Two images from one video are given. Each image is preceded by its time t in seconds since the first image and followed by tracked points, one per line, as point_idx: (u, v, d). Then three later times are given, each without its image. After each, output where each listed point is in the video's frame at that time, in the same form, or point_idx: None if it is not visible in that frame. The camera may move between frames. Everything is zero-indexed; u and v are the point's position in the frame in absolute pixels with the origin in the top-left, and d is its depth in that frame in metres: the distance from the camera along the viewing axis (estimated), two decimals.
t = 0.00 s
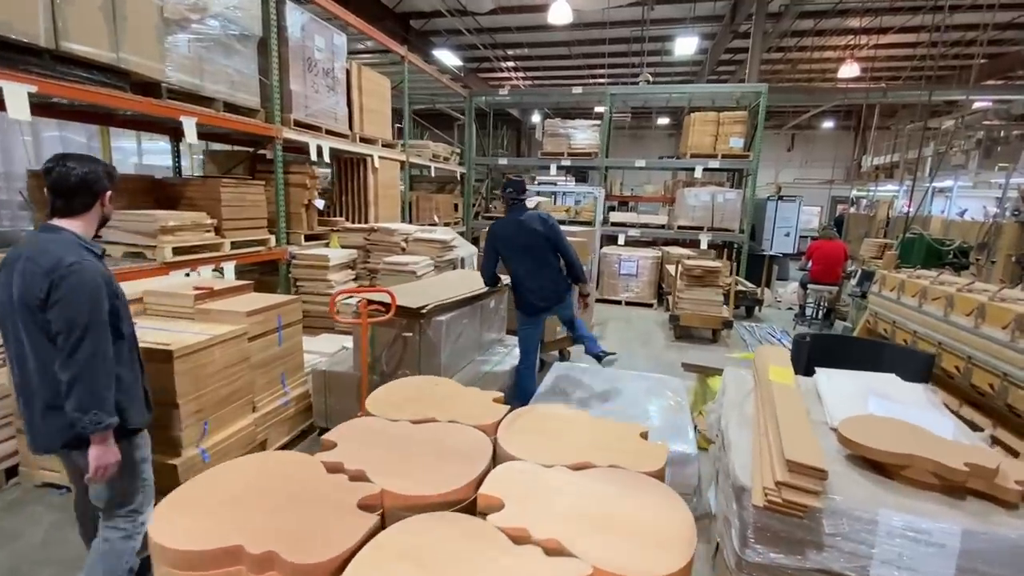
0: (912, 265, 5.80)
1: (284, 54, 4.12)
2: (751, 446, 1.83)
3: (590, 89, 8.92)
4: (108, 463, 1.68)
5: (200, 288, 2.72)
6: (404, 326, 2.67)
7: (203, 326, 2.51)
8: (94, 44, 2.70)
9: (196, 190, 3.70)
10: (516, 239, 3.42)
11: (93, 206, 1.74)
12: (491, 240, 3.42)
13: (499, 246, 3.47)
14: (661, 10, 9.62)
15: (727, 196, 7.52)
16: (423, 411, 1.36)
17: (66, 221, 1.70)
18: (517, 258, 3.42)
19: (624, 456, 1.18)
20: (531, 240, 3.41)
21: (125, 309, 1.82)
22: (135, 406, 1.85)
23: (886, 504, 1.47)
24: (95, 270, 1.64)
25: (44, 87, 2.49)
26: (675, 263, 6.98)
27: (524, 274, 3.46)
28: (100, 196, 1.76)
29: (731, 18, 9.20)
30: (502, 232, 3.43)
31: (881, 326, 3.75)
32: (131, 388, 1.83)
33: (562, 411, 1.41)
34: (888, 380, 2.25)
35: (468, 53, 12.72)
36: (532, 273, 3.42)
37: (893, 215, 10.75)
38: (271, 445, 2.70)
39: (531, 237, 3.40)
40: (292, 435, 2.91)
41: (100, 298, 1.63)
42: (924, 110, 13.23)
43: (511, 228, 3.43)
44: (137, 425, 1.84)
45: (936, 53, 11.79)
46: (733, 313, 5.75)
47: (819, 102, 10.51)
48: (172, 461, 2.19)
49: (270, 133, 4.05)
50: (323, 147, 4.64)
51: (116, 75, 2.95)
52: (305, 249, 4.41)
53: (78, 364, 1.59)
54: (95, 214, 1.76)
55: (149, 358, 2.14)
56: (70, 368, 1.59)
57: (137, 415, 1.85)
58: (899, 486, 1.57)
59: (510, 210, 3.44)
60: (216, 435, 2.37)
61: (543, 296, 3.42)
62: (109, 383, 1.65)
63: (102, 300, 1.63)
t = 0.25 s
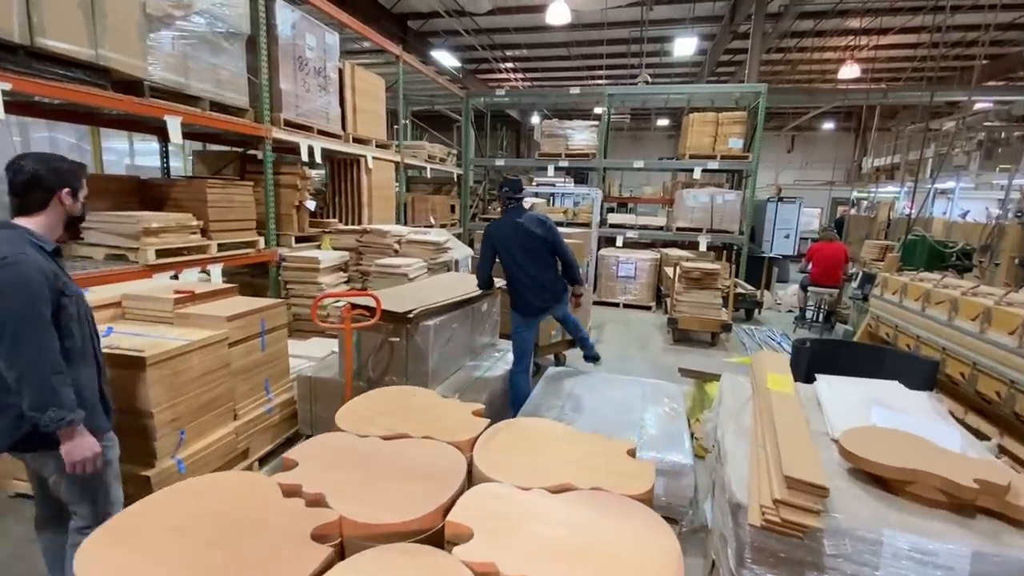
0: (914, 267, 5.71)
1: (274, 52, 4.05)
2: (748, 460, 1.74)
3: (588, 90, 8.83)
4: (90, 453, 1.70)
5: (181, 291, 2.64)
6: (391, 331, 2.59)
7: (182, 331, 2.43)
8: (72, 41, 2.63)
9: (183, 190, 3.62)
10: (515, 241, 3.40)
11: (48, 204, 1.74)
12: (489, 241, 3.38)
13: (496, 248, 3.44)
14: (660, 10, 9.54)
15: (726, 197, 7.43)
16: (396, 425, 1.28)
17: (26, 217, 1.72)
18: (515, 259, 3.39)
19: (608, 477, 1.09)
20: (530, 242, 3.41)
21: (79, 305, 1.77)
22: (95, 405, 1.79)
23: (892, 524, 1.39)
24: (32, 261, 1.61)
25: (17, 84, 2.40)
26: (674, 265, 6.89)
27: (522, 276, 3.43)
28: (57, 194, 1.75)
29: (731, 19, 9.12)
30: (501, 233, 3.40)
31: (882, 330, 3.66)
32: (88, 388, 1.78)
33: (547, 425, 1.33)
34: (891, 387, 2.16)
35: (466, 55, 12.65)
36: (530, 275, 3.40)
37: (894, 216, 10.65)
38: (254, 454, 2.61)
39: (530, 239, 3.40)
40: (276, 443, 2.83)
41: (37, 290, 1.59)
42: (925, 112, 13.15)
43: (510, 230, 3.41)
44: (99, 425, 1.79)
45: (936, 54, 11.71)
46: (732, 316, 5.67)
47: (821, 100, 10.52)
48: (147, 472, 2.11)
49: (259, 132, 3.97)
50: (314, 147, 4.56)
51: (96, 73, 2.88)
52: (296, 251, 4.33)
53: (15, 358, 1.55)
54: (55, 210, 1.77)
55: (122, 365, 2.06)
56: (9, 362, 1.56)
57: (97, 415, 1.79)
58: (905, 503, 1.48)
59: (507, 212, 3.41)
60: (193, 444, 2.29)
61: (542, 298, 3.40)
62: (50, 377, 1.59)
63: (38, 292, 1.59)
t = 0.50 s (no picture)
0: (918, 269, 5.62)
1: (265, 50, 3.97)
2: (749, 474, 1.65)
3: (587, 90, 8.75)
4: (54, 461, 1.66)
5: (165, 294, 2.56)
6: (381, 335, 2.50)
7: (164, 336, 2.35)
8: (53, 36, 2.56)
9: (171, 191, 3.54)
10: (520, 247, 3.33)
11: (12, 206, 1.75)
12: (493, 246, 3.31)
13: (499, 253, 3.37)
14: (660, 11, 9.47)
15: (727, 198, 7.35)
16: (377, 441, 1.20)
17: None
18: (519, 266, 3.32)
19: (601, 502, 1.02)
20: (535, 249, 3.33)
21: (44, 312, 1.73)
22: (58, 417, 1.73)
23: (904, 545, 1.30)
24: None
25: None
26: (674, 266, 6.81)
27: (524, 283, 3.36)
28: (21, 196, 1.75)
29: (731, 19, 9.05)
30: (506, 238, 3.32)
31: (887, 334, 3.57)
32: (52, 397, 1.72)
33: (539, 444, 1.26)
34: (900, 395, 2.07)
35: (465, 55, 12.58)
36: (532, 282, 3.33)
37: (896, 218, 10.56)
38: (239, 463, 2.53)
39: (536, 246, 3.32)
40: (263, 451, 2.75)
41: None
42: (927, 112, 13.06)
43: (517, 235, 3.33)
44: (61, 435, 1.73)
45: (938, 55, 11.62)
46: (733, 319, 5.58)
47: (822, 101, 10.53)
48: (124, 484, 2.02)
49: (249, 132, 3.89)
50: (307, 147, 4.49)
51: (79, 70, 2.81)
52: (288, 253, 4.25)
53: None
54: (21, 211, 1.77)
55: (99, 371, 1.98)
56: None
57: (59, 428, 1.73)
58: (918, 523, 1.39)
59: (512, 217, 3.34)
60: (174, 453, 2.21)
61: (543, 308, 3.34)
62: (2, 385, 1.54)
63: None
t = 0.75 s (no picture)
0: (925, 272, 5.53)
1: (257, 49, 3.89)
2: (753, 494, 1.56)
3: (587, 90, 8.66)
4: (2, 490, 1.61)
5: (147, 300, 2.48)
6: (369, 342, 2.41)
7: (144, 343, 2.26)
8: (31, 33, 2.47)
9: (159, 193, 3.46)
10: (537, 251, 3.45)
11: None
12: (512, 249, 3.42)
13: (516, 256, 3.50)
14: (661, 10, 9.37)
15: (728, 199, 7.25)
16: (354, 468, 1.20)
17: None
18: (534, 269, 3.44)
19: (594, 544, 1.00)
20: (552, 254, 3.45)
21: (6, 320, 1.64)
22: (20, 434, 1.64)
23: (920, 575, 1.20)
24: None
25: None
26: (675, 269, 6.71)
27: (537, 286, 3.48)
28: None
29: (733, 19, 8.95)
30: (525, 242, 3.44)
31: (894, 340, 3.47)
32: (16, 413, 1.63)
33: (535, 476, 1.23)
34: (912, 407, 1.98)
35: (466, 56, 12.50)
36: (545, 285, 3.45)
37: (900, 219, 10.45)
38: (223, 475, 2.44)
39: (553, 251, 3.44)
40: (249, 462, 2.66)
41: None
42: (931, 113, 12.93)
43: (539, 239, 3.45)
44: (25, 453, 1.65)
45: (942, 55, 11.51)
46: (735, 323, 5.48)
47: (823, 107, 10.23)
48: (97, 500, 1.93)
49: (240, 132, 3.81)
50: (301, 148, 4.40)
51: (60, 69, 2.72)
52: (281, 256, 4.17)
53: None
54: None
55: (71, 382, 1.89)
56: None
57: (23, 444, 1.64)
58: (934, 551, 1.29)
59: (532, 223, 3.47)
60: (153, 467, 2.12)
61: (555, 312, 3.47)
62: None
63: None
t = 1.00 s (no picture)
0: (931, 273, 5.47)
1: (248, 47, 3.81)
2: (753, 510, 1.48)
3: (586, 90, 8.58)
4: None
5: (128, 302, 2.40)
6: (356, 347, 2.34)
7: (122, 348, 2.18)
8: (9, 28, 2.39)
9: (146, 192, 3.39)
10: (552, 245, 3.57)
11: None
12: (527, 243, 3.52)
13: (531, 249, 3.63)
14: (661, 9, 9.28)
15: (729, 200, 7.16)
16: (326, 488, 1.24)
17: None
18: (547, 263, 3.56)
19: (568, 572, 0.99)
20: (565, 249, 3.59)
21: None
22: None
23: None
24: None
25: None
26: (675, 270, 6.62)
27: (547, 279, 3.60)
28: None
29: (734, 18, 8.86)
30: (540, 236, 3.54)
31: (899, 344, 3.38)
32: None
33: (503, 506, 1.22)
34: (920, 416, 1.90)
35: (466, 56, 12.42)
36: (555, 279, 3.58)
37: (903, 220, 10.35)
38: (205, 484, 2.37)
39: (568, 247, 3.59)
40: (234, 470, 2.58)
41: None
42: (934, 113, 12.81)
43: (556, 234, 3.58)
44: None
45: (945, 54, 11.40)
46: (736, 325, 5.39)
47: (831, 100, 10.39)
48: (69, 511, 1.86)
49: (231, 131, 3.74)
50: (294, 148, 4.33)
51: (41, 65, 2.65)
52: (273, 257, 4.10)
53: None
54: None
55: (41, 389, 1.82)
56: None
57: None
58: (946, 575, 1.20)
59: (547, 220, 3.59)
60: (130, 476, 2.04)
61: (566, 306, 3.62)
62: None
63: None
